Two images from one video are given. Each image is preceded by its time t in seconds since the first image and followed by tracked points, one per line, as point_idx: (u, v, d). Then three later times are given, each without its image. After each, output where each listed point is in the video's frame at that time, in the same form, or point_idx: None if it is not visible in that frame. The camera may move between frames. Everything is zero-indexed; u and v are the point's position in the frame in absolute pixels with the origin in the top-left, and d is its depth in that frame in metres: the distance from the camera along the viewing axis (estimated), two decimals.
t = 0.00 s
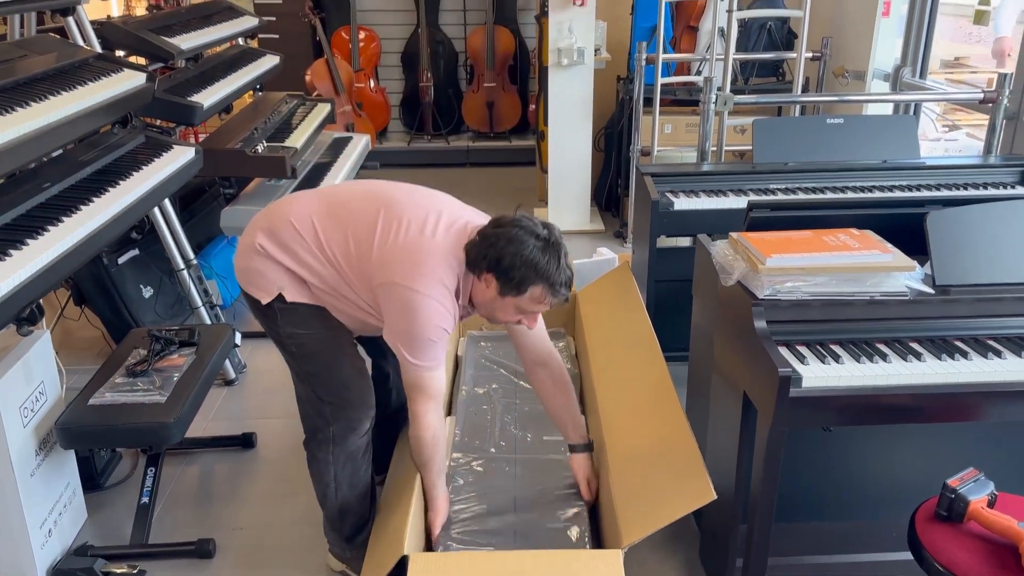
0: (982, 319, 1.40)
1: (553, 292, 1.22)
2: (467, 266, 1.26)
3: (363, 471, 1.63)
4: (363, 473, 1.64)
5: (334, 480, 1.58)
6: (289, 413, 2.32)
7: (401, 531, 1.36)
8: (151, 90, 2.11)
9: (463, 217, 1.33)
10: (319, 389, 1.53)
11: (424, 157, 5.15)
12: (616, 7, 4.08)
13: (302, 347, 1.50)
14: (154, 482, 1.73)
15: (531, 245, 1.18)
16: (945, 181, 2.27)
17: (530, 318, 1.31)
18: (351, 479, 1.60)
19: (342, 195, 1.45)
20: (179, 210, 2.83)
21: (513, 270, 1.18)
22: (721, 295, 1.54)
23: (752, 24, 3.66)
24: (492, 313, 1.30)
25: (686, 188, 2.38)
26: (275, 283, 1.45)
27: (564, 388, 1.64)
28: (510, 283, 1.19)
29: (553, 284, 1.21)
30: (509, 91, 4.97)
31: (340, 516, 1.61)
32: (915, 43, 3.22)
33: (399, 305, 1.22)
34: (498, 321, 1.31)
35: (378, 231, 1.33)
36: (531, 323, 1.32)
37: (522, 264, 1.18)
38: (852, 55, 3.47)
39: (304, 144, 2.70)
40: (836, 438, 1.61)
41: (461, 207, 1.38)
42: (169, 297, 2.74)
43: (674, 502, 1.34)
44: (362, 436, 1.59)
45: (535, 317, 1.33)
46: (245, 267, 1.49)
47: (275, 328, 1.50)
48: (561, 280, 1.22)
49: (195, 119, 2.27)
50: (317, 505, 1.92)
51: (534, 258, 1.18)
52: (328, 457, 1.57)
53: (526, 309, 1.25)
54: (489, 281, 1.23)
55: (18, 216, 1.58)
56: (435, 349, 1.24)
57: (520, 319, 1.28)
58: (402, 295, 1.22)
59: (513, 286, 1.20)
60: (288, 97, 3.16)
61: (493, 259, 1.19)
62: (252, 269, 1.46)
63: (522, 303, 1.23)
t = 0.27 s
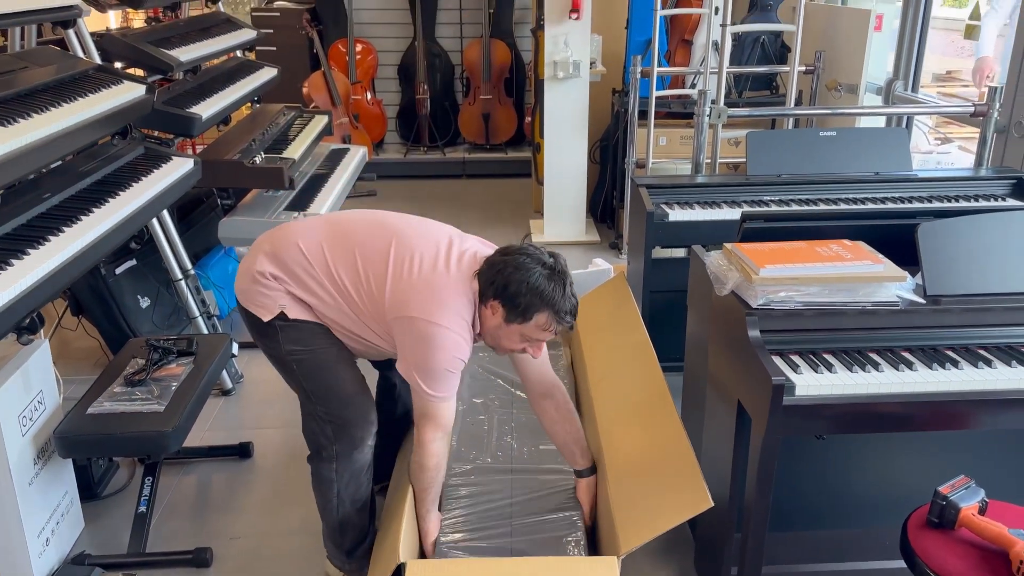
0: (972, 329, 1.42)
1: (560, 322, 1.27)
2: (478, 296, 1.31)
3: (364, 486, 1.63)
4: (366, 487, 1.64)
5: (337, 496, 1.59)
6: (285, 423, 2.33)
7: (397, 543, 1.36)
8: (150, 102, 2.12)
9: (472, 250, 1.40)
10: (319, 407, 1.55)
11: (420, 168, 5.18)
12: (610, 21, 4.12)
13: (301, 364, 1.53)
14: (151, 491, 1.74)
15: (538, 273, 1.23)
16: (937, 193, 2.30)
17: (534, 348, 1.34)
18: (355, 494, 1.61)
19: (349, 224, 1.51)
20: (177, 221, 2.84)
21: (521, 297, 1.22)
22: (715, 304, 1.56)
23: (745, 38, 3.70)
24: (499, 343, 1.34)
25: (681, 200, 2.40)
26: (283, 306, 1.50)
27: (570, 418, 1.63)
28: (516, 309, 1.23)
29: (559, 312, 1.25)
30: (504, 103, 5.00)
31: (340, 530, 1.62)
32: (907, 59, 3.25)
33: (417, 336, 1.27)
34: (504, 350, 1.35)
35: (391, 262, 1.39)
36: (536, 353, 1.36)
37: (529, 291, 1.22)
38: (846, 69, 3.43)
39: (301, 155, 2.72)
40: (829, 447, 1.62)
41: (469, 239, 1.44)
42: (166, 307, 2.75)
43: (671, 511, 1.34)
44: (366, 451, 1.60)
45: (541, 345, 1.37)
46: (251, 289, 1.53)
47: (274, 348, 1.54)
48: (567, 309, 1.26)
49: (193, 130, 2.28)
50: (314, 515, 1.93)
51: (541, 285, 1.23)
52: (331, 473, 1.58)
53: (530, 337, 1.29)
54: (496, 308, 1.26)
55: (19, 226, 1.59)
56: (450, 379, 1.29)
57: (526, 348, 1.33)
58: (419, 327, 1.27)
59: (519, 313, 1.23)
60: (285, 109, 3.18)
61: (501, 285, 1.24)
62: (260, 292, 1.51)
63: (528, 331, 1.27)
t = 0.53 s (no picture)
0: (965, 335, 1.44)
1: (555, 348, 1.31)
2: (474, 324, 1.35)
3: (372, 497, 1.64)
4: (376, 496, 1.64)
5: (349, 505, 1.59)
6: (285, 430, 2.34)
7: (395, 548, 1.36)
8: (152, 111, 2.14)
9: (467, 278, 1.44)
10: (327, 420, 1.56)
11: (418, 177, 5.20)
12: (608, 32, 4.16)
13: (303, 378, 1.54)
14: (152, 496, 1.75)
15: (532, 302, 1.28)
16: (931, 202, 2.32)
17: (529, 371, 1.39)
18: (365, 503, 1.61)
19: (349, 251, 1.55)
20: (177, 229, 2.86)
21: (516, 325, 1.27)
22: (713, 311, 1.58)
23: (741, 50, 3.73)
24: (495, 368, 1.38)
25: (678, 209, 2.43)
26: (284, 329, 1.54)
27: (571, 437, 1.65)
28: (512, 337, 1.28)
29: (554, 339, 1.30)
30: (502, 113, 5.03)
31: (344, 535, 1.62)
32: (901, 69, 3.31)
33: (414, 364, 1.31)
34: (500, 375, 1.39)
35: (389, 290, 1.43)
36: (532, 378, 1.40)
37: (524, 319, 1.27)
38: (841, 79, 3.46)
39: (302, 164, 2.74)
40: (825, 453, 1.64)
41: (465, 268, 1.49)
42: (166, 315, 2.76)
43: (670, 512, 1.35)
44: (377, 461, 1.60)
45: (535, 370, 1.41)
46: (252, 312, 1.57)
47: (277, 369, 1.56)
48: (561, 335, 1.31)
49: (195, 139, 2.30)
50: (314, 521, 1.93)
51: (536, 313, 1.27)
52: (344, 484, 1.58)
53: (526, 362, 1.33)
54: (491, 336, 1.31)
55: (22, 232, 1.60)
56: (447, 405, 1.33)
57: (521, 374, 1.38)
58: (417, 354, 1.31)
59: (514, 340, 1.28)
60: (285, 118, 3.20)
61: (496, 314, 1.28)
62: (261, 315, 1.55)
63: (523, 357, 1.32)
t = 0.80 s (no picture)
0: (961, 343, 1.46)
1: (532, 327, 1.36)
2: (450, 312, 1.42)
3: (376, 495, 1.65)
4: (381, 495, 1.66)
5: (357, 505, 1.60)
6: (286, 436, 2.35)
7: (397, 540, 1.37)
8: (157, 120, 2.16)
9: (445, 277, 1.52)
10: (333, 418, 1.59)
11: (418, 187, 5.22)
12: (606, 43, 4.20)
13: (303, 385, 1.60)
14: (155, 501, 1.76)
15: (501, 280, 1.34)
16: (927, 212, 2.35)
17: (514, 355, 1.43)
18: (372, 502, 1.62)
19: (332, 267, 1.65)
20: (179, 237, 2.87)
21: (490, 304, 1.33)
22: (712, 318, 1.59)
23: (739, 61, 3.76)
24: (479, 355, 1.43)
25: (676, 218, 2.45)
26: (279, 342, 1.62)
27: (565, 441, 1.67)
28: (488, 316, 1.33)
29: (530, 317, 1.34)
30: (502, 123, 5.06)
31: (349, 536, 1.61)
32: (899, 80, 3.30)
33: (392, 351, 1.38)
34: (487, 361, 1.44)
35: (371, 292, 1.51)
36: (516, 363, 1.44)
37: (497, 299, 1.33)
38: (838, 90, 3.49)
39: (303, 173, 2.76)
40: (823, 459, 1.65)
41: (445, 270, 1.57)
42: (167, 322, 2.78)
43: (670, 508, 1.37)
44: (382, 457, 1.63)
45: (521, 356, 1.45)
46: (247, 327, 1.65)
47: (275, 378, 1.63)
48: (537, 313, 1.36)
49: (198, 148, 2.32)
50: (315, 527, 1.94)
51: (509, 293, 1.33)
52: (352, 482, 1.60)
53: (505, 343, 1.38)
54: (470, 321, 1.37)
55: (28, 240, 1.62)
56: (424, 393, 1.38)
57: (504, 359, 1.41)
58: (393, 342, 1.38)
59: (491, 320, 1.33)
60: (287, 127, 3.23)
61: (473, 299, 1.34)
62: (256, 328, 1.63)
63: (503, 336, 1.36)
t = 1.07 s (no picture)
0: (960, 351, 1.47)
1: (521, 276, 1.41)
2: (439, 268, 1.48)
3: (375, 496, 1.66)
4: (378, 496, 1.67)
5: (350, 504, 1.62)
6: (289, 444, 2.36)
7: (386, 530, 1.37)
8: (163, 129, 2.19)
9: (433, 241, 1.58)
10: (323, 415, 1.62)
11: (421, 196, 5.25)
12: (608, 54, 4.23)
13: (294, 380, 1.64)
14: (159, 508, 1.78)
15: (488, 232, 1.40)
16: (927, 222, 2.36)
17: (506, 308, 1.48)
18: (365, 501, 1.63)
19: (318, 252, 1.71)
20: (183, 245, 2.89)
21: (477, 254, 1.39)
22: (713, 326, 1.61)
23: (740, 72, 3.79)
24: (471, 309, 1.49)
25: (677, 227, 2.47)
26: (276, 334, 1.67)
27: (561, 393, 1.69)
28: (477, 268, 1.39)
29: (517, 266, 1.40)
30: (504, 133, 5.09)
31: (348, 539, 1.64)
32: (898, 91, 3.34)
33: (383, 306, 1.45)
34: (482, 315, 1.49)
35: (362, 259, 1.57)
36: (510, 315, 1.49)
37: (484, 250, 1.39)
38: (838, 101, 3.51)
39: (308, 182, 2.78)
40: (824, 466, 1.67)
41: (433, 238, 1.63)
42: (172, 330, 2.79)
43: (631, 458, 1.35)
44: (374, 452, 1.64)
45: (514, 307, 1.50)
46: (244, 319, 1.71)
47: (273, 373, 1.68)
48: (524, 261, 1.41)
49: (204, 157, 2.34)
50: (318, 534, 1.95)
51: (494, 243, 1.39)
52: (344, 480, 1.62)
53: (493, 293, 1.43)
54: (461, 276, 1.43)
55: (37, 248, 1.64)
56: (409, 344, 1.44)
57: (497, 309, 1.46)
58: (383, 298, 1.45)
59: (480, 271, 1.39)
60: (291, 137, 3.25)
61: (460, 252, 1.41)
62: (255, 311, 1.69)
63: (494, 287, 1.41)
